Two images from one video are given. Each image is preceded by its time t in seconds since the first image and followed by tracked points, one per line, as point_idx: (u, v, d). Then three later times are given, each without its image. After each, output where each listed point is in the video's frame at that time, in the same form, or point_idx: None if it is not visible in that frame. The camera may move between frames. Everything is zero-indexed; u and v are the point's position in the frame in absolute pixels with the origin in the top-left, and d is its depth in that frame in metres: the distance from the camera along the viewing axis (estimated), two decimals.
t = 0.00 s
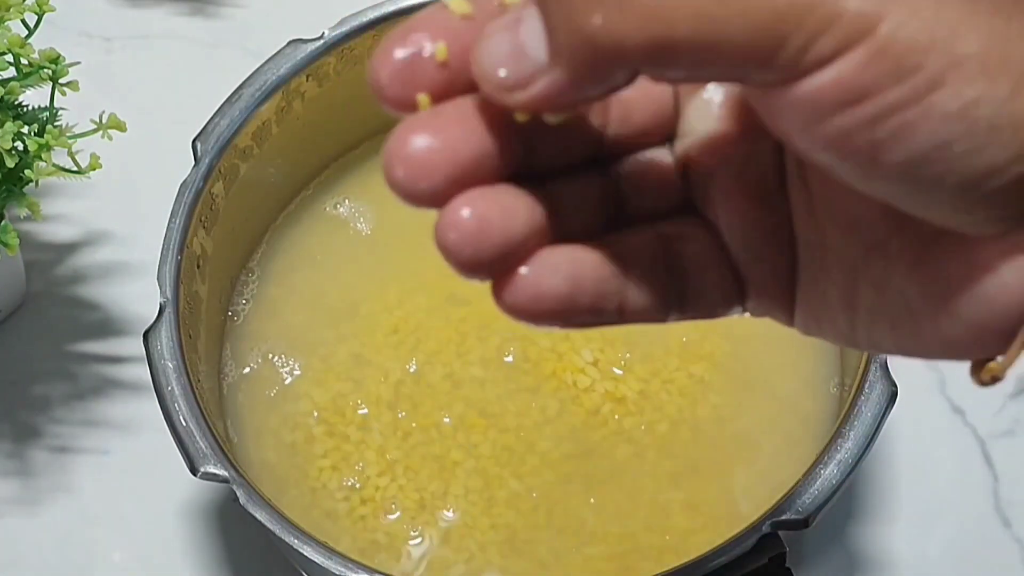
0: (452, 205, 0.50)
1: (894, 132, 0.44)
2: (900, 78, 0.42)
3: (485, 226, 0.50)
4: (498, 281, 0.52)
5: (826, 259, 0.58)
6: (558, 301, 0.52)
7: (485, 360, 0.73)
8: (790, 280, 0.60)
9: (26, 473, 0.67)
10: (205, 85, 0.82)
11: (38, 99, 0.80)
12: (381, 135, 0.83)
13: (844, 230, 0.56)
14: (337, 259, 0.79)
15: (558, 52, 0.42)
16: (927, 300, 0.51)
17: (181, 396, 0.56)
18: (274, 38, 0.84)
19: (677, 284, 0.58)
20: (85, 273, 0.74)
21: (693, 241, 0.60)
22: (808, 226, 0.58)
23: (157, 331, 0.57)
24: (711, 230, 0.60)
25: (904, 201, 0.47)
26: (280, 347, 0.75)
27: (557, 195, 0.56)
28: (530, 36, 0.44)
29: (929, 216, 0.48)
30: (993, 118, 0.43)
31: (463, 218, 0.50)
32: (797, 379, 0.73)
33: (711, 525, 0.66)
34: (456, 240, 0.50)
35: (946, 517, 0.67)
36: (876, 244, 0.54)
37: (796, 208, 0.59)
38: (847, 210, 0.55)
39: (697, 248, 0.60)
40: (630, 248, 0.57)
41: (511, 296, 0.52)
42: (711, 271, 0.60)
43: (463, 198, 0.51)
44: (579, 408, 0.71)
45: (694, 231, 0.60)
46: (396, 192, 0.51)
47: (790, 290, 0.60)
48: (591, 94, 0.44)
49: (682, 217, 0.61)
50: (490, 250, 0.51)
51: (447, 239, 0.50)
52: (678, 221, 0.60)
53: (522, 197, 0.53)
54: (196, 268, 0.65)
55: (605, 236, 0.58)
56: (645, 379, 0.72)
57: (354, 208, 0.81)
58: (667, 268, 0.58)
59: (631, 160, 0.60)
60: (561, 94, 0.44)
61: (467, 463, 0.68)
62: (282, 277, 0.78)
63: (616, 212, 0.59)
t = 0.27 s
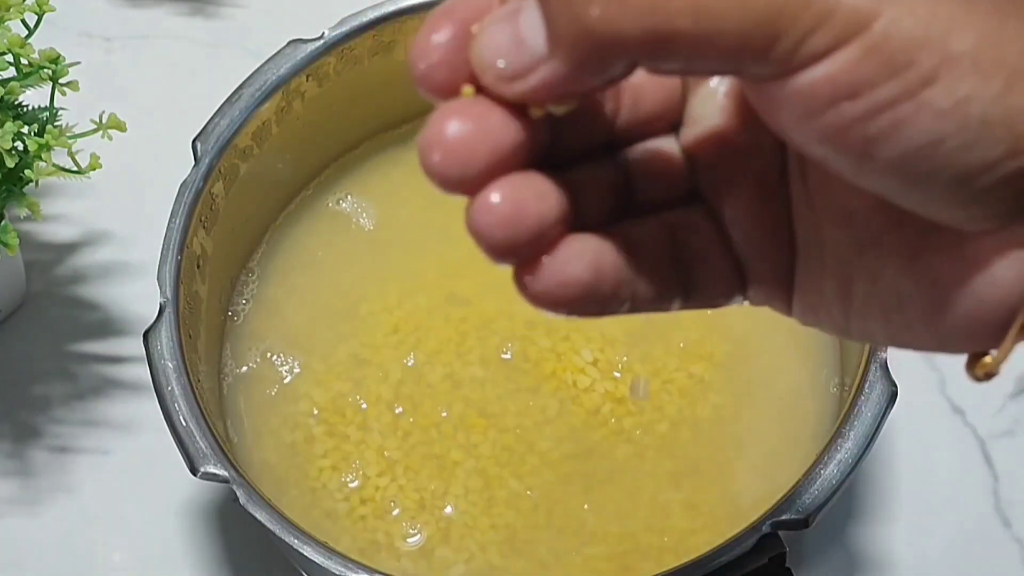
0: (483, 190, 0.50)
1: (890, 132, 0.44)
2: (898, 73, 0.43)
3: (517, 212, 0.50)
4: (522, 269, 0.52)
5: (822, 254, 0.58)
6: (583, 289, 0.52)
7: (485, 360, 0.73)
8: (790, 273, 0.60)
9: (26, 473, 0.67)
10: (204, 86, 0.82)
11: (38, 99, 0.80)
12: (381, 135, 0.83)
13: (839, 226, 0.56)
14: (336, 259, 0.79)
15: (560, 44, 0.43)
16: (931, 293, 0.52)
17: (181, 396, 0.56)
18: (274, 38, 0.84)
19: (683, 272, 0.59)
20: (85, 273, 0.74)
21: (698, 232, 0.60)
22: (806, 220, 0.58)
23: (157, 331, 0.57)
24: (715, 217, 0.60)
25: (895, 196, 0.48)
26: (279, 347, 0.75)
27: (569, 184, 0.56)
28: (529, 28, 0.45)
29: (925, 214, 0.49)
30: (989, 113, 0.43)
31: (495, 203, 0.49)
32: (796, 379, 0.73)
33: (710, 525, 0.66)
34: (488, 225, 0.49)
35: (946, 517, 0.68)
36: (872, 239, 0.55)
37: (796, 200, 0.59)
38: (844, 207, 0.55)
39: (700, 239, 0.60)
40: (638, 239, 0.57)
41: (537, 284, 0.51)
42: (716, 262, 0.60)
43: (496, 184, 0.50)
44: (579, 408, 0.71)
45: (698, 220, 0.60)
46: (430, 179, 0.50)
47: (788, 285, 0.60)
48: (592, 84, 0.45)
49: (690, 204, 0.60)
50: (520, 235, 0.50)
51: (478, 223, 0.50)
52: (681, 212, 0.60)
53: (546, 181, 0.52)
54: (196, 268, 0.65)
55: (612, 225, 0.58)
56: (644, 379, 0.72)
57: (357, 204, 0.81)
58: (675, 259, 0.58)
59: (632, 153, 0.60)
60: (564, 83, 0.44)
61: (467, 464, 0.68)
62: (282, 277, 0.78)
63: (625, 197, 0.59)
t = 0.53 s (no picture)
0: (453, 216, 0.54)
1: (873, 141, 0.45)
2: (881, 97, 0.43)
3: (484, 237, 0.54)
4: (496, 283, 0.56)
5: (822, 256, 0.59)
6: (554, 302, 0.57)
7: (485, 360, 0.73)
8: (784, 269, 0.62)
9: (26, 473, 0.67)
10: (204, 86, 0.82)
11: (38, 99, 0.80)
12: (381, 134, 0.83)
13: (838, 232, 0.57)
14: (337, 259, 0.79)
15: (542, 63, 0.45)
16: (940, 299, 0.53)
17: (181, 396, 0.56)
18: (274, 38, 0.84)
19: (660, 274, 0.62)
20: (85, 273, 0.74)
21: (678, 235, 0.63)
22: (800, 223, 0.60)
23: (157, 331, 0.57)
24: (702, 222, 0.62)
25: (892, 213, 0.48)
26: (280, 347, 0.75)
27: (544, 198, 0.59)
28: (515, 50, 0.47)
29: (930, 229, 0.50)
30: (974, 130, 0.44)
31: (464, 229, 0.54)
32: (797, 378, 0.73)
33: (710, 526, 0.66)
34: (457, 250, 0.54)
35: (946, 517, 0.68)
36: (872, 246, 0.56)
37: (791, 210, 0.60)
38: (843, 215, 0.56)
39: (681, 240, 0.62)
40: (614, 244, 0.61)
41: (512, 299, 0.56)
42: (699, 260, 0.63)
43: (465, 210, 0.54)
44: (579, 408, 0.71)
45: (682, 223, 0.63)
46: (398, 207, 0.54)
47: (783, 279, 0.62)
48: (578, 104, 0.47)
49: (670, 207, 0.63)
50: (488, 258, 0.55)
51: (449, 247, 0.54)
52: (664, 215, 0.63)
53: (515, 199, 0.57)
54: (196, 268, 0.65)
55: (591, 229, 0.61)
56: (645, 379, 0.72)
57: (360, 199, 0.82)
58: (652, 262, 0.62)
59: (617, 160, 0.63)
60: (546, 101, 0.46)
61: (467, 464, 0.68)
62: (282, 277, 0.78)
63: (604, 206, 0.62)
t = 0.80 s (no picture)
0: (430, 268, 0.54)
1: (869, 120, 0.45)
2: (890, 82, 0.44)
3: (455, 289, 0.54)
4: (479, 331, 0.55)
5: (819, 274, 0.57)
6: (536, 344, 0.55)
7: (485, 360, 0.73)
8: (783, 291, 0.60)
9: (26, 473, 0.67)
10: (204, 85, 0.82)
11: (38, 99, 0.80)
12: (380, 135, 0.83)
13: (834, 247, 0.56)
14: (336, 260, 0.79)
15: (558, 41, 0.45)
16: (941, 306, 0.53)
17: (181, 396, 0.56)
18: (274, 39, 0.84)
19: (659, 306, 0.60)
20: (85, 273, 0.74)
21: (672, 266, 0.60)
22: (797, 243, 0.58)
23: (157, 331, 0.57)
24: (693, 249, 0.61)
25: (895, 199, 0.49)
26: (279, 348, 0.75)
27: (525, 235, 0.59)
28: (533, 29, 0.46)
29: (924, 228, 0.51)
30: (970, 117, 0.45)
31: (440, 279, 0.54)
32: (796, 378, 0.73)
33: (711, 525, 0.66)
34: (433, 299, 0.54)
35: (946, 517, 0.68)
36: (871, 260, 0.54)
37: (784, 229, 0.58)
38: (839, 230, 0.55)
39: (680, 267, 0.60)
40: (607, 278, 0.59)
41: (493, 346, 0.55)
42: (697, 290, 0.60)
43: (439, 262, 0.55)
44: (579, 408, 0.71)
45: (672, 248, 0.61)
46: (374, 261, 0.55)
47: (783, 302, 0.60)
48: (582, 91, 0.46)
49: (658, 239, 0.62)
50: (465, 306, 0.54)
51: (427, 297, 0.54)
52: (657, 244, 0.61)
53: (494, 240, 0.57)
54: (196, 268, 0.65)
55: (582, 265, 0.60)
56: (645, 379, 0.72)
57: (361, 196, 0.82)
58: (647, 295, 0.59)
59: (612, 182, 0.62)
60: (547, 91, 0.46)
61: (467, 463, 0.68)
62: (281, 278, 0.78)
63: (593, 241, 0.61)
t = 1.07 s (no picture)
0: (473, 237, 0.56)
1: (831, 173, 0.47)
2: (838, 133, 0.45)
3: (501, 257, 0.56)
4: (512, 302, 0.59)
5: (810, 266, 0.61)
6: (567, 316, 0.59)
7: (485, 360, 0.73)
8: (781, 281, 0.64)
9: (26, 473, 0.67)
10: (205, 85, 0.82)
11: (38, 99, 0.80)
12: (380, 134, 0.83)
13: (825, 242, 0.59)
14: (336, 260, 0.79)
15: (522, 70, 0.46)
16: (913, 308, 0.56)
17: (181, 396, 0.56)
18: (274, 38, 0.84)
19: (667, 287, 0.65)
20: (85, 273, 0.74)
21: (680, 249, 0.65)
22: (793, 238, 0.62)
23: (157, 331, 0.57)
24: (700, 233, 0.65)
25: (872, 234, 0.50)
26: (279, 348, 0.75)
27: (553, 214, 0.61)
28: (492, 44, 0.46)
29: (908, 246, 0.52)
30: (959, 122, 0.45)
31: (485, 249, 0.56)
32: (796, 378, 0.73)
33: (710, 525, 0.66)
34: (479, 269, 0.56)
35: (946, 517, 0.67)
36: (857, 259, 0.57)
37: (782, 224, 0.62)
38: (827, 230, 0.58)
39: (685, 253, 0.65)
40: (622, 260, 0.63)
41: (526, 316, 0.59)
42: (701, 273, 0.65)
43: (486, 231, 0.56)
44: (579, 408, 0.71)
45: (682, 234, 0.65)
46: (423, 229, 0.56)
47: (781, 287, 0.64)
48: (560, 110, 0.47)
49: (670, 220, 0.65)
50: (506, 277, 0.57)
51: (473, 268, 0.56)
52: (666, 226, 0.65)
53: (528, 220, 0.59)
54: (196, 268, 0.65)
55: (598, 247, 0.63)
56: (645, 379, 0.72)
57: (363, 193, 0.82)
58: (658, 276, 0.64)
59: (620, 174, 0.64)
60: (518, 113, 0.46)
61: (467, 464, 0.68)
62: (281, 278, 0.78)
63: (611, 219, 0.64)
